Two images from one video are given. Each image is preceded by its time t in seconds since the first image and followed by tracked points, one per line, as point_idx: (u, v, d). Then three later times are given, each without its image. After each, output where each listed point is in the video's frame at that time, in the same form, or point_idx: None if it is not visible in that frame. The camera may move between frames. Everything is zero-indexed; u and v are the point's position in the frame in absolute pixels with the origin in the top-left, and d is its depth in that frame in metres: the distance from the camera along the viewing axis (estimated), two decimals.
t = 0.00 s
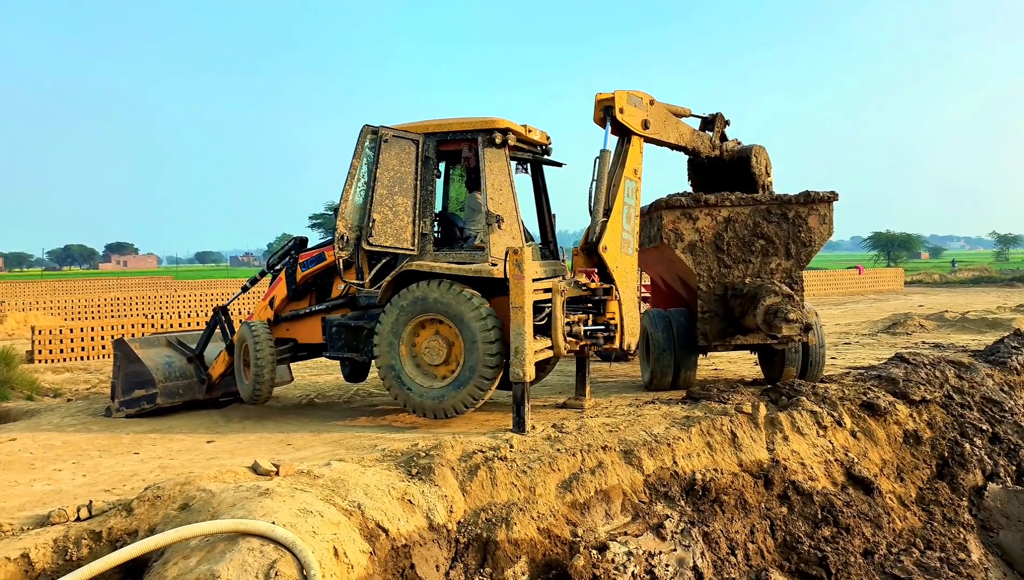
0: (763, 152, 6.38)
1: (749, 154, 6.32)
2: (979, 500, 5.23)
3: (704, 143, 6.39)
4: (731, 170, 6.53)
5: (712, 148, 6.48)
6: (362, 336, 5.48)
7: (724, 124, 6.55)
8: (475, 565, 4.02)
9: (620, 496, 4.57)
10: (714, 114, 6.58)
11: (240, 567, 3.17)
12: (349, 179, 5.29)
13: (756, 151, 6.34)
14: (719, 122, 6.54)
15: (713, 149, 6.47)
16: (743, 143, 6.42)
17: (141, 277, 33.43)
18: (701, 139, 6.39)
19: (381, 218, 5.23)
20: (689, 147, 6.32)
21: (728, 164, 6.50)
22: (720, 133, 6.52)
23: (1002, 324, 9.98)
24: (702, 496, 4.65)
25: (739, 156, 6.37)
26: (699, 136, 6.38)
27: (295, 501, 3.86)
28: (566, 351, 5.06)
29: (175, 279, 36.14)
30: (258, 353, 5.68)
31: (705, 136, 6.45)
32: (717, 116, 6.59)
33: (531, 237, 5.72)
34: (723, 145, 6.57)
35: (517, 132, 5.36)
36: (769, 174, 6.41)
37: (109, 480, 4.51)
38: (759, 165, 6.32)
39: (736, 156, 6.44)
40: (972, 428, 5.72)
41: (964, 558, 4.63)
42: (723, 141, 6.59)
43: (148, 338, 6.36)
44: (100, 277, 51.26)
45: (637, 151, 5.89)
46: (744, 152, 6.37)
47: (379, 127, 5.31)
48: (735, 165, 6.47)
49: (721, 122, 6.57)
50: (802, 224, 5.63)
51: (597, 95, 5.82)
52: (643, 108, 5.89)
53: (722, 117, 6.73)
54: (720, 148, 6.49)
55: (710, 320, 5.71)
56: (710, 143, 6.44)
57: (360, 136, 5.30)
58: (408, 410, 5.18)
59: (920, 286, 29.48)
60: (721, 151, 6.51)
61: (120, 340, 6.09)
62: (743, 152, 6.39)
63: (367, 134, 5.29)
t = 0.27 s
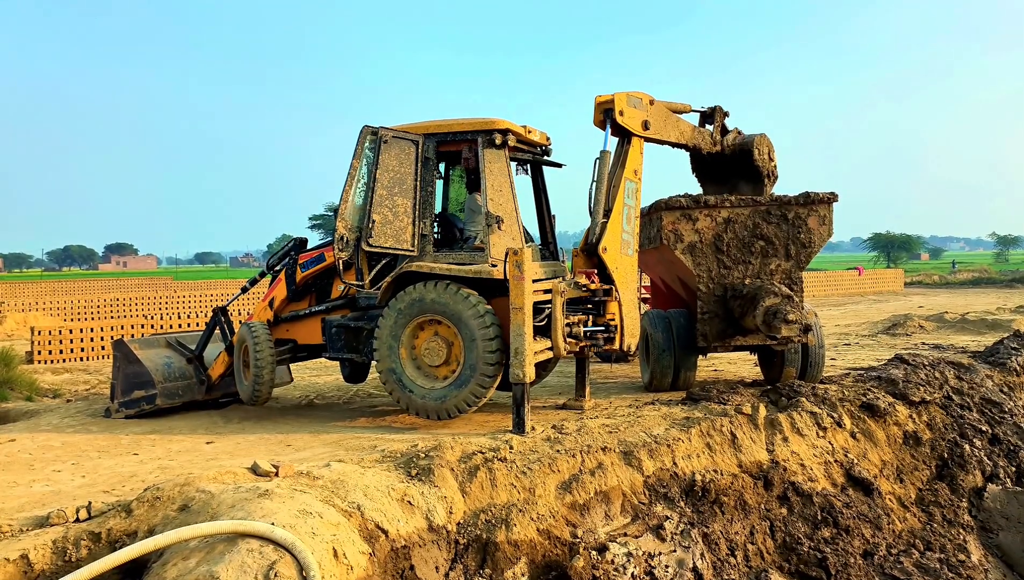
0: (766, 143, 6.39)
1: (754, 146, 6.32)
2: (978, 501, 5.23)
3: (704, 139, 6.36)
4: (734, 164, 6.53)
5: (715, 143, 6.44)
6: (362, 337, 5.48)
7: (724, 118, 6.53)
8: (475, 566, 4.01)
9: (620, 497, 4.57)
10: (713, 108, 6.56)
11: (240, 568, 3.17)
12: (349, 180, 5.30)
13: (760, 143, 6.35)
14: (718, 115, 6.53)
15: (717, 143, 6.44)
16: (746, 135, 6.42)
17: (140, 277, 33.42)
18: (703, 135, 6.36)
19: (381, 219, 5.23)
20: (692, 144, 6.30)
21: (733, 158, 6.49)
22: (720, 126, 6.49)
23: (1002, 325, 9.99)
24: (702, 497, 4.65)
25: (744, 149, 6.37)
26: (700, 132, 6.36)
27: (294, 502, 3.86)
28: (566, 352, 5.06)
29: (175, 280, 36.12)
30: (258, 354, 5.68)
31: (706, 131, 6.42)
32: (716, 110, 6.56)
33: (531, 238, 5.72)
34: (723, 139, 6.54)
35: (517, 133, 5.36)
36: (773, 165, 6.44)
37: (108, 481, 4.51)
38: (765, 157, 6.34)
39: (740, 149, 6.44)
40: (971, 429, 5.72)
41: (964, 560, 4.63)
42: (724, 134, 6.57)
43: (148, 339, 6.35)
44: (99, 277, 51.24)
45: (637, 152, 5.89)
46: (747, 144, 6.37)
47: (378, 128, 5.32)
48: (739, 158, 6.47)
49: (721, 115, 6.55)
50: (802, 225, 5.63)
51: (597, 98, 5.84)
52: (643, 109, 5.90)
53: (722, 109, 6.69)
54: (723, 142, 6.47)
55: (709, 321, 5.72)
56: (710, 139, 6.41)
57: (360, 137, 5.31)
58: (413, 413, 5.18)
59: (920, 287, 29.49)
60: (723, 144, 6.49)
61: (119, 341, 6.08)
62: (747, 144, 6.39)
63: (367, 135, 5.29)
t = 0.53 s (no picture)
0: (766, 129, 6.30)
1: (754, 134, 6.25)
2: (979, 502, 5.23)
3: (704, 134, 6.29)
4: (736, 155, 6.47)
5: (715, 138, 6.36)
6: (363, 338, 5.48)
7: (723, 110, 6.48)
8: (475, 567, 4.01)
9: (620, 498, 4.56)
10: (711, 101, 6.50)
11: (240, 569, 3.17)
12: (349, 181, 5.30)
13: (760, 129, 6.27)
14: (718, 107, 6.53)
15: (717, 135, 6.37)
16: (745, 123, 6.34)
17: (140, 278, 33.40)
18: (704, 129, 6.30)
19: (382, 220, 5.24)
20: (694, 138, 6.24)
21: (733, 148, 6.42)
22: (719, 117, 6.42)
23: (1002, 327, 9.98)
24: (702, 498, 4.65)
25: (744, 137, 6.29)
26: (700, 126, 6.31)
27: (294, 503, 3.86)
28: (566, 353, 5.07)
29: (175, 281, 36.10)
30: (258, 355, 5.68)
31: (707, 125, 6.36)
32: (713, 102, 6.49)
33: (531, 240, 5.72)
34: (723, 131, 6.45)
35: (518, 134, 5.36)
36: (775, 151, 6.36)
37: (108, 482, 4.51)
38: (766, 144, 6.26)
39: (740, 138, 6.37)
40: (972, 430, 5.71)
41: (964, 561, 4.63)
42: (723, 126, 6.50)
43: (148, 340, 6.35)
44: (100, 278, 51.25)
45: (637, 153, 5.88)
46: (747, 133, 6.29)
47: (379, 129, 5.32)
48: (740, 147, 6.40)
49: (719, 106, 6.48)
50: (802, 226, 5.63)
51: (596, 101, 5.85)
52: (644, 110, 5.90)
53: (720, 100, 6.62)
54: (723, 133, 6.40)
55: (710, 322, 5.72)
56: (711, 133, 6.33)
57: (361, 138, 5.32)
58: (415, 415, 5.16)
59: (921, 288, 29.47)
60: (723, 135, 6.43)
61: (120, 342, 6.08)
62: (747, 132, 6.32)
63: (367, 136, 5.30)
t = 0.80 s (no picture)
0: (765, 114, 6.18)
1: (753, 124, 6.14)
2: (979, 503, 5.22)
3: (704, 128, 6.22)
4: (737, 143, 6.37)
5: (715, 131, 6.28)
6: (363, 339, 5.49)
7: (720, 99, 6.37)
8: (475, 568, 4.01)
9: (620, 498, 4.56)
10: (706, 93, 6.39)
11: (239, 569, 3.17)
12: (349, 181, 5.30)
13: (758, 117, 6.15)
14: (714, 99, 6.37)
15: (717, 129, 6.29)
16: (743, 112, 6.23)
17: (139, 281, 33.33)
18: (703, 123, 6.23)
19: (381, 220, 5.24)
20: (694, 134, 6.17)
21: (733, 139, 6.34)
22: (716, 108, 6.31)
23: (1002, 327, 9.98)
24: (702, 499, 4.64)
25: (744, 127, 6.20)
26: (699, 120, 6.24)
27: (294, 504, 3.86)
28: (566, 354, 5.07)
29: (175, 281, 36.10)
30: (259, 356, 5.69)
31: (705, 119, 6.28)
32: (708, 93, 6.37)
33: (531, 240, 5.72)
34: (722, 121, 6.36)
35: (518, 135, 5.36)
36: (777, 136, 6.26)
37: (107, 483, 4.51)
38: (766, 132, 6.16)
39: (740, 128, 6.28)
40: (972, 431, 5.71)
41: (964, 561, 4.62)
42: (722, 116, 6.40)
43: (148, 340, 6.35)
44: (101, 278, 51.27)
45: (637, 154, 5.88)
46: (746, 122, 6.19)
47: (379, 130, 5.32)
48: (740, 137, 6.32)
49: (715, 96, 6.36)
50: (802, 227, 5.63)
51: (596, 103, 5.85)
52: (643, 110, 5.90)
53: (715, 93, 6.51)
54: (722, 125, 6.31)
55: (710, 322, 5.72)
56: (710, 128, 6.27)
57: (361, 139, 5.31)
58: (411, 414, 5.19)
59: (921, 288, 29.46)
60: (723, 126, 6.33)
61: (119, 342, 6.08)
62: (746, 121, 6.21)
63: (367, 137, 5.30)
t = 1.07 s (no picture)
0: (763, 103, 6.14)
1: (752, 116, 6.11)
2: (978, 503, 5.22)
3: (704, 124, 6.23)
4: (738, 135, 6.34)
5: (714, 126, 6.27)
6: (363, 339, 5.49)
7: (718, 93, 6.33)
8: (474, 568, 4.02)
9: (620, 498, 4.56)
10: (702, 87, 6.34)
11: (239, 569, 3.17)
12: (349, 182, 5.30)
13: (756, 107, 6.12)
14: (712, 93, 6.31)
15: (717, 124, 6.26)
16: (740, 104, 6.19)
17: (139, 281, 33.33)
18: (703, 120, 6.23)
19: (381, 220, 5.24)
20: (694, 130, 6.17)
21: (733, 132, 6.32)
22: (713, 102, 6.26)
23: (1002, 327, 9.99)
24: (702, 499, 4.64)
25: (744, 120, 6.17)
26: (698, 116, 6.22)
27: (294, 503, 3.86)
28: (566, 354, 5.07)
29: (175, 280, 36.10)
30: (259, 356, 5.69)
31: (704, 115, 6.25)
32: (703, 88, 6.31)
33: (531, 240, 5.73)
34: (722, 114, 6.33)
35: (518, 135, 5.36)
36: (777, 123, 6.24)
37: (107, 483, 4.51)
38: (766, 122, 6.13)
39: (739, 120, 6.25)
40: (972, 431, 5.71)
41: (964, 561, 4.62)
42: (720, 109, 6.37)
43: (148, 340, 6.36)
44: (101, 277, 51.27)
45: (637, 154, 5.89)
46: (745, 114, 6.15)
47: (379, 130, 5.32)
48: (740, 129, 6.29)
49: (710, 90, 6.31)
50: (802, 227, 5.63)
51: (596, 105, 5.85)
52: (643, 110, 5.90)
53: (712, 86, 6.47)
54: (721, 119, 6.28)
55: (710, 322, 5.72)
56: (710, 123, 6.27)
57: (361, 139, 5.31)
58: (411, 415, 5.18)
59: (921, 288, 29.44)
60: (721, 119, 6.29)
61: (119, 343, 6.08)
62: (745, 112, 6.18)
63: (367, 137, 5.30)
